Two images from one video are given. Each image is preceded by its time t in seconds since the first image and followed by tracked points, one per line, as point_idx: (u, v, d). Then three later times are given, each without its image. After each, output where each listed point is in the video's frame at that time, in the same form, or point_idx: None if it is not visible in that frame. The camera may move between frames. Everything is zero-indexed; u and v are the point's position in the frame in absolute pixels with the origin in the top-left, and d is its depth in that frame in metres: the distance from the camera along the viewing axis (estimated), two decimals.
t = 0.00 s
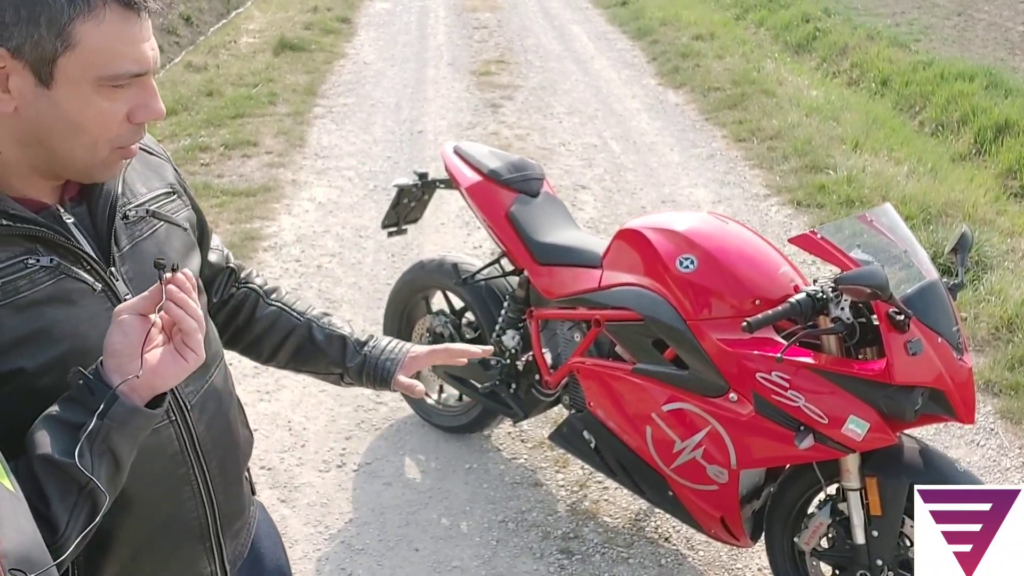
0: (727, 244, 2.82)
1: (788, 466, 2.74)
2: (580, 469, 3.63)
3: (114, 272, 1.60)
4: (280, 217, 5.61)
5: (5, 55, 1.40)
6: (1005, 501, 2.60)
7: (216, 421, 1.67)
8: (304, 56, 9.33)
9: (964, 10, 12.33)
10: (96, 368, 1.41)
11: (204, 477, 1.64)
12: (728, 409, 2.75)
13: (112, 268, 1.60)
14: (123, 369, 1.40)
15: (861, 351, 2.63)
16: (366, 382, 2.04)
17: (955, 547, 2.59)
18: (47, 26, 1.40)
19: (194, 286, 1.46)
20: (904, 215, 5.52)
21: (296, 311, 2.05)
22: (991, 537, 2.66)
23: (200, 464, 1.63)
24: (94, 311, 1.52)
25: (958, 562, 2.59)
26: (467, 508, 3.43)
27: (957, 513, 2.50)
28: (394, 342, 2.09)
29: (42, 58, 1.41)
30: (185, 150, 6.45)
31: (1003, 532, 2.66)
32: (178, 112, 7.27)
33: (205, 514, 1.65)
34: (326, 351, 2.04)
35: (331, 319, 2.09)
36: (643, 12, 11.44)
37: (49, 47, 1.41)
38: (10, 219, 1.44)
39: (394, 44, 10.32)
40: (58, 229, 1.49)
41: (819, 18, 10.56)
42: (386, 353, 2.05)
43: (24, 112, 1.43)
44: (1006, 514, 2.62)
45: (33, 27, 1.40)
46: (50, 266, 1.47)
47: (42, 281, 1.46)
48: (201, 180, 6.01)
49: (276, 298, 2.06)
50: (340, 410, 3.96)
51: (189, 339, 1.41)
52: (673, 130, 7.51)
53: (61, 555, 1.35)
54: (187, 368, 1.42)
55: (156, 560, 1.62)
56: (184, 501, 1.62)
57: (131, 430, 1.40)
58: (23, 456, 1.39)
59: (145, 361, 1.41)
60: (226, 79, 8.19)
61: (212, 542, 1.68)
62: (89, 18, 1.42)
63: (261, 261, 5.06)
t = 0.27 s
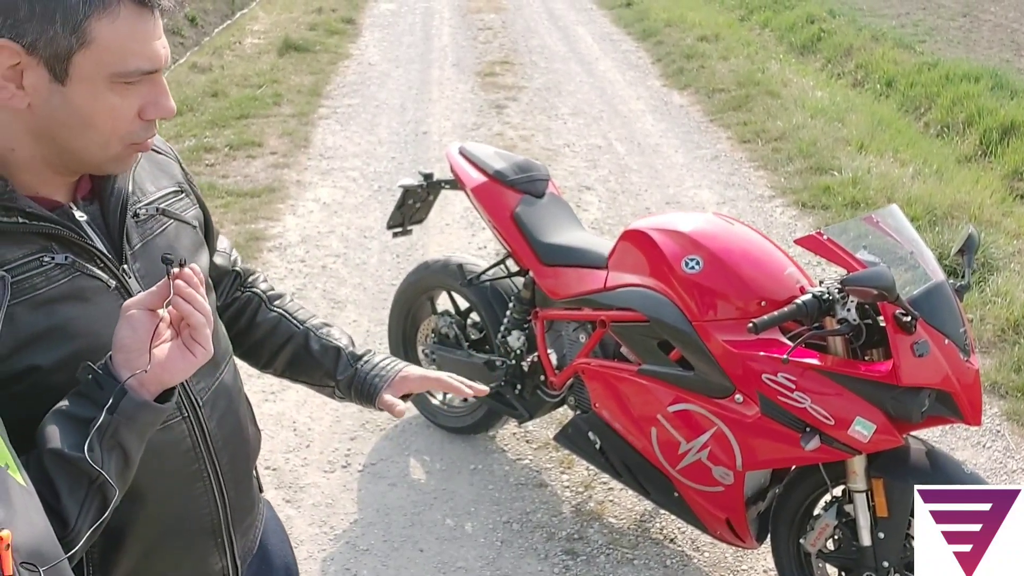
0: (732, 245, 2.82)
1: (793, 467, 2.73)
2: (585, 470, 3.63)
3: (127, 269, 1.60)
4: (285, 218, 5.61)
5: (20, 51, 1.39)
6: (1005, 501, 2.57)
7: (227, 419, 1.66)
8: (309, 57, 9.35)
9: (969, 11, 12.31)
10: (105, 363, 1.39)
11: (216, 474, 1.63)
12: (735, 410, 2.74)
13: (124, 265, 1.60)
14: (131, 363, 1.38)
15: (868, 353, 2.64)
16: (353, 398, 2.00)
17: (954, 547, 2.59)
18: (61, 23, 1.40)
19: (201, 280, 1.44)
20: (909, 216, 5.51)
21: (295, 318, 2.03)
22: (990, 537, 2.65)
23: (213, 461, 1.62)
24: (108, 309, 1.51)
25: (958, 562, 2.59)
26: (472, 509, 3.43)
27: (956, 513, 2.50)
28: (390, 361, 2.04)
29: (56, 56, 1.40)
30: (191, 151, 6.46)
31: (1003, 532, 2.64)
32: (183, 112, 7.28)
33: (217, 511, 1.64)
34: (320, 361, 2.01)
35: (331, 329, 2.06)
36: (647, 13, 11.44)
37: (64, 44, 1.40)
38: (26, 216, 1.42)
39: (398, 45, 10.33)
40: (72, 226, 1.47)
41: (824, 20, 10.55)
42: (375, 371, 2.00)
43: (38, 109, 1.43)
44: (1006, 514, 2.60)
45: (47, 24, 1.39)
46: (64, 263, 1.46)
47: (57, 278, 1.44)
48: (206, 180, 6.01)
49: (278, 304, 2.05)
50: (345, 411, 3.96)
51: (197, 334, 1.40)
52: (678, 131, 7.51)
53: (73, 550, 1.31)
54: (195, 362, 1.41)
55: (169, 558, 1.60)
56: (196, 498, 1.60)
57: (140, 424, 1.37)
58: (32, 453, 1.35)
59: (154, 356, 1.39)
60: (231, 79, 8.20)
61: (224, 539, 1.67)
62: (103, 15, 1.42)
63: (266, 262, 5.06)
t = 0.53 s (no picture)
0: (736, 245, 2.82)
1: (796, 467, 2.73)
2: (588, 470, 3.63)
3: (131, 267, 1.59)
4: (287, 218, 5.61)
5: (36, 51, 1.38)
6: (1005, 502, 2.58)
7: (232, 417, 1.65)
8: (311, 57, 9.35)
9: (972, 11, 12.29)
10: (112, 357, 1.38)
11: (220, 472, 1.62)
12: (738, 410, 2.74)
13: (130, 264, 1.60)
14: (138, 357, 1.37)
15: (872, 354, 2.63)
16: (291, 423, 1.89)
17: (954, 547, 2.60)
18: (77, 23, 1.39)
19: (208, 275, 1.43)
20: (913, 216, 5.51)
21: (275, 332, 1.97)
22: (990, 537, 2.66)
23: (217, 459, 1.61)
24: (114, 307, 1.50)
25: (958, 562, 2.60)
26: (475, 509, 3.42)
27: (956, 513, 2.51)
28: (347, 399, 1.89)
29: (71, 56, 1.40)
30: (193, 151, 6.45)
31: (1003, 532, 2.65)
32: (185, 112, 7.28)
33: (223, 509, 1.64)
34: (280, 379, 1.93)
35: (307, 350, 1.96)
36: (649, 13, 11.43)
37: (78, 45, 1.40)
38: (32, 215, 1.41)
39: (400, 45, 10.33)
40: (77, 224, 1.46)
41: (826, 20, 10.54)
42: (323, 402, 1.87)
43: (50, 109, 1.43)
44: (1006, 514, 2.60)
45: (63, 24, 1.39)
46: (70, 261, 1.45)
47: (63, 277, 1.43)
48: (208, 180, 6.01)
49: (269, 315, 1.99)
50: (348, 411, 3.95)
51: (203, 329, 1.39)
52: (680, 131, 7.51)
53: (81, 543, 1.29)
54: (202, 357, 1.40)
55: (174, 557, 1.60)
56: (201, 496, 1.60)
57: (147, 418, 1.37)
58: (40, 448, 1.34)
59: (161, 350, 1.38)
60: (233, 80, 8.20)
61: (229, 537, 1.66)
62: (117, 16, 1.42)
63: (269, 262, 5.06)
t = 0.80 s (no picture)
0: (737, 242, 2.81)
1: (798, 464, 2.73)
2: (589, 468, 3.63)
3: (129, 267, 1.59)
4: (286, 219, 5.61)
5: (26, 46, 1.39)
6: (1005, 502, 2.57)
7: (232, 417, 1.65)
8: (310, 58, 9.35)
9: (970, 8, 12.29)
10: (119, 352, 1.37)
11: (220, 472, 1.62)
12: (739, 407, 2.74)
13: (127, 264, 1.59)
14: (145, 352, 1.36)
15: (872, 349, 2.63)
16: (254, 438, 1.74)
17: (954, 547, 2.59)
18: (68, 20, 1.39)
19: (214, 269, 1.42)
20: (912, 213, 5.50)
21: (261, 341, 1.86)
22: (990, 537, 2.65)
23: (217, 460, 1.61)
24: (111, 306, 1.49)
25: (958, 562, 2.59)
26: (476, 508, 3.42)
27: (956, 513, 2.50)
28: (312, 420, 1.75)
29: (61, 52, 1.40)
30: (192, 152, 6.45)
31: (1003, 531, 2.64)
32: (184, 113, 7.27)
33: (222, 509, 1.63)
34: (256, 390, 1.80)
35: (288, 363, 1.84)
36: (648, 12, 11.42)
37: (68, 41, 1.40)
38: (27, 214, 1.39)
39: (399, 45, 10.32)
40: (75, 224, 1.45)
41: (824, 17, 10.54)
42: (286, 422, 1.72)
43: (42, 107, 1.43)
44: (1006, 514, 2.59)
45: (54, 21, 1.39)
46: (67, 261, 1.43)
47: (62, 276, 1.42)
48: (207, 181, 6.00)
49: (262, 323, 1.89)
50: (348, 410, 3.95)
51: (211, 323, 1.39)
52: (679, 130, 7.51)
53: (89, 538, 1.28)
54: (209, 351, 1.40)
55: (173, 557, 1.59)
56: (200, 496, 1.59)
57: (153, 412, 1.35)
58: (46, 444, 1.32)
59: (167, 345, 1.37)
60: (232, 80, 8.20)
61: (229, 538, 1.66)
62: (108, 13, 1.41)
63: (268, 262, 5.06)
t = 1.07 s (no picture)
0: (736, 241, 2.82)
1: (797, 462, 2.73)
2: (589, 467, 3.63)
3: (140, 265, 1.54)
4: (285, 218, 5.61)
5: None
6: (1004, 501, 2.53)
7: (234, 418, 1.65)
8: (308, 57, 9.35)
9: (968, 6, 12.30)
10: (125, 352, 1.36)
11: (221, 472, 1.62)
12: (739, 406, 2.74)
13: (138, 262, 1.54)
14: (152, 353, 1.35)
15: (870, 346, 2.65)
16: (361, 376, 1.94)
17: (954, 547, 2.58)
18: None
19: (221, 271, 1.41)
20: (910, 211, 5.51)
21: (301, 308, 1.99)
22: (990, 536, 2.60)
23: (218, 460, 1.61)
24: (120, 304, 1.46)
25: (957, 563, 2.58)
26: (477, 506, 3.42)
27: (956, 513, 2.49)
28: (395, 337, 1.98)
29: None
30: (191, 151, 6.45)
31: (1003, 531, 2.59)
32: (182, 113, 7.26)
33: (222, 509, 1.63)
34: (329, 344, 1.96)
35: (335, 315, 2.02)
36: (646, 11, 11.43)
37: None
38: (42, 208, 1.38)
39: (397, 44, 10.32)
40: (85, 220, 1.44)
41: (822, 16, 10.55)
42: (384, 343, 1.95)
43: None
44: (1006, 514, 2.55)
45: None
46: (78, 256, 1.42)
47: (71, 272, 1.40)
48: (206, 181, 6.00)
49: (287, 296, 1.99)
50: (348, 410, 3.95)
51: (217, 325, 1.38)
52: (677, 128, 7.51)
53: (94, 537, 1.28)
54: (215, 353, 1.38)
55: (173, 556, 1.58)
56: (202, 495, 1.59)
57: (159, 412, 1.34)
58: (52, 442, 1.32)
59: (175, 346, 1.36)
60: (230, 80, 8.19)
61: (229, 537, 1.66)
62: None
63: (267, 261, 5.06)
